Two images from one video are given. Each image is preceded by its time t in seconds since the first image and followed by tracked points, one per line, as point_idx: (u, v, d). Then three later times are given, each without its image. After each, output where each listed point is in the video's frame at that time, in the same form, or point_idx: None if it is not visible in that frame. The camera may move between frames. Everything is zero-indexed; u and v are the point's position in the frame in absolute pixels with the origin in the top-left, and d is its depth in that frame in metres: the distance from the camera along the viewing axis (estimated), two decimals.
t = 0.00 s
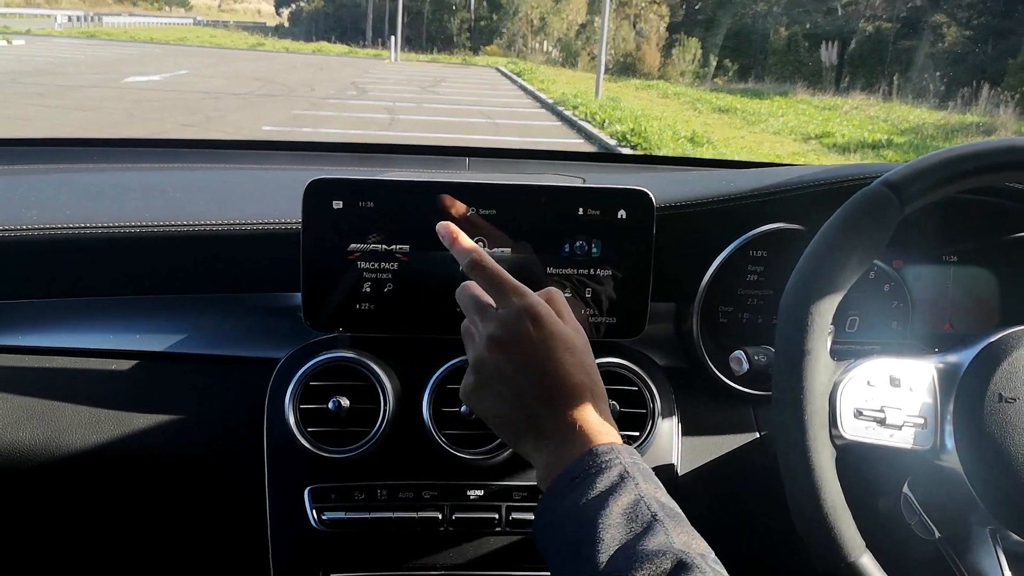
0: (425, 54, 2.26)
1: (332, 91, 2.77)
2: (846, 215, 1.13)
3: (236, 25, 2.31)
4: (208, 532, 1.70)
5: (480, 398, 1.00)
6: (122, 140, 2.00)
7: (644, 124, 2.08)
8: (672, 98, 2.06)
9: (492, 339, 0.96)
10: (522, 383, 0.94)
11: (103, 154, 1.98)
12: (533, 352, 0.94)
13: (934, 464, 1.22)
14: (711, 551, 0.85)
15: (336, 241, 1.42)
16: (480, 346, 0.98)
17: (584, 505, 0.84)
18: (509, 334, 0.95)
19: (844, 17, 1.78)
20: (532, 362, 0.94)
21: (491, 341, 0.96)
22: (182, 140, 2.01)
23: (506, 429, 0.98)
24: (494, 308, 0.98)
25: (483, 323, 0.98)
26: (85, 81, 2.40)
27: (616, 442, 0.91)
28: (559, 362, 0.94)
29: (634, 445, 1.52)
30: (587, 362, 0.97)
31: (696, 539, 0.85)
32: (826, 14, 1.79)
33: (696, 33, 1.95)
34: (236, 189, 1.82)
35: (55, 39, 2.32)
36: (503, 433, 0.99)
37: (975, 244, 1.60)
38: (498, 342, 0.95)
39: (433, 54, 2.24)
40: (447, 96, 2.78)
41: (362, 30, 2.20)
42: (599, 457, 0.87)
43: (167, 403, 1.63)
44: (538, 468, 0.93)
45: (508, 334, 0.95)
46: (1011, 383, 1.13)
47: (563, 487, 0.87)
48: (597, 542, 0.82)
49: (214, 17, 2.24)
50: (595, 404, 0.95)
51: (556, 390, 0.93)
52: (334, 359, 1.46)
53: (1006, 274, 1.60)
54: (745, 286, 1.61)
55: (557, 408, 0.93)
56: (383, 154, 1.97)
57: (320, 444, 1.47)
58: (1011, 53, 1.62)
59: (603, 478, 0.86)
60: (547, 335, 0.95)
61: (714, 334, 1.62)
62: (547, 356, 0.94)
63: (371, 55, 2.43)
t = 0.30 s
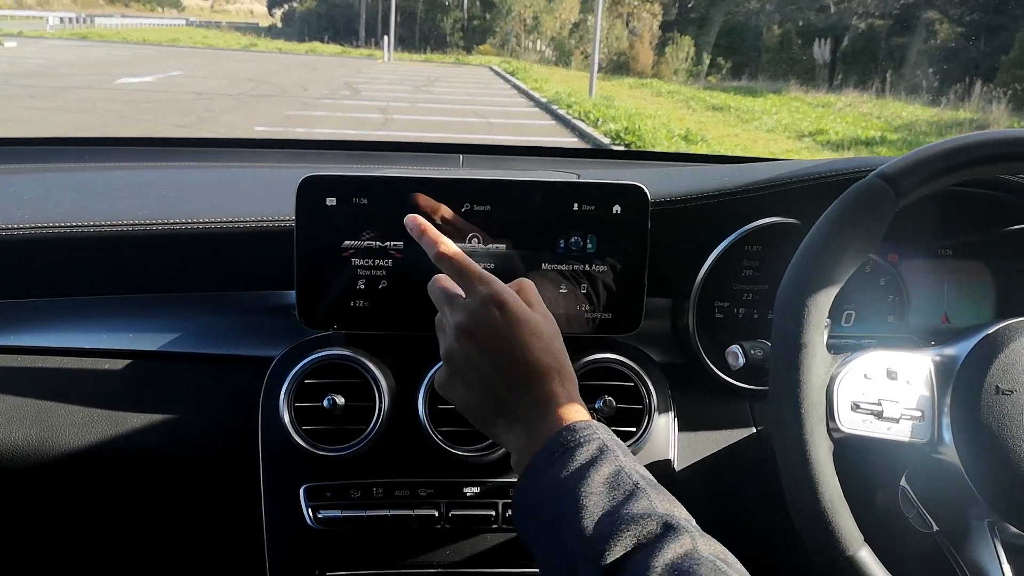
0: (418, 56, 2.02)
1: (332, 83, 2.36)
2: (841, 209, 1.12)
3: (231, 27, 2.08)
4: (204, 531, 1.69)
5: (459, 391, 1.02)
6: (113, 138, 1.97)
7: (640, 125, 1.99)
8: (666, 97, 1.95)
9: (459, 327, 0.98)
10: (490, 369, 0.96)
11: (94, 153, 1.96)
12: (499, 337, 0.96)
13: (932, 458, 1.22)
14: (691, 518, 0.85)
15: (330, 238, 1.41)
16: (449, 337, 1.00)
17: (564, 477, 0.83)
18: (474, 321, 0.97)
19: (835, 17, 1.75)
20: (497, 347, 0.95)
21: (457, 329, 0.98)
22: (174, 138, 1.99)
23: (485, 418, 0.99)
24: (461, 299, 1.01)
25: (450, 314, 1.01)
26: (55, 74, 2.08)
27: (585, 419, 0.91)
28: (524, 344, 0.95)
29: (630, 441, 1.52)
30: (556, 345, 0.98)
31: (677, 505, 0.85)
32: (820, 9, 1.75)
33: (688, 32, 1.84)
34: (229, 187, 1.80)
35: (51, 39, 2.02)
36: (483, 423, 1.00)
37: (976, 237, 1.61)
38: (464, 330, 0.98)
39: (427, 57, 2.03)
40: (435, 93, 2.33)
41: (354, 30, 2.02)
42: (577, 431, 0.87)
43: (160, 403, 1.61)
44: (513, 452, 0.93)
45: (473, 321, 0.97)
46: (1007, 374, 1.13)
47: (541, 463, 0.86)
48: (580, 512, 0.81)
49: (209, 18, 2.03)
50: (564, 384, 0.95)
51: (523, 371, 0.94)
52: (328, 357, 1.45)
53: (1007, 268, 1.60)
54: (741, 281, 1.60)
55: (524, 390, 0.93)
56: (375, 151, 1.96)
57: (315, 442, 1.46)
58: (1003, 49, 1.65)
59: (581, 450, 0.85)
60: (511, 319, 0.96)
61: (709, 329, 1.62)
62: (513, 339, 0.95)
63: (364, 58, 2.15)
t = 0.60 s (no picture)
0: (417, 57, 2.10)
1: (329, 84, 2.46)
2: (840, 202, 1.12)
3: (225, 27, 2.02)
4: (203, 529, 1.69)
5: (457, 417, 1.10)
6: (108, 136, 1.96)
7: (636, 122, 1.98)
8: (663, 96, 1.96)
9: (436, 361, 1.07)
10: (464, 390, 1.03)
11: (89, 150, 1.94)
12: (463, 357, 1.03)
13: (931, 452, 1.22)
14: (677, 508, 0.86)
15: (327, 235, 1.40)
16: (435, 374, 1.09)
17: (554, 466, 0.84)
18: (444, 350, 1.06)
19: (832, 15, 1.77)
20: (462, 366, 1.03)
21: (435, 365, 1.08)
22: (170, 135, 1.98)
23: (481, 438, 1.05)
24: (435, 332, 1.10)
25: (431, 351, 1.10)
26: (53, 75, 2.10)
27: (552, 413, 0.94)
28: (486, 358, 1.01)
29: (629, 438, 1.51)
30: (523, 351, 1.03)
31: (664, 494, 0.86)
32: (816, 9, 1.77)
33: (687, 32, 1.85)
34: (225, 184, 1.80)
35: (47, 38, 2.02)
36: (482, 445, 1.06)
37: (974, 231, 1.60)
38: (439, 362, 1.07)
39: (426, 56, 2.09)
40: (433, 93, 2.41)
41: (351, 30, 2.05)
42: (561, 421, 0.89)
43: (156, 401, 1.61)
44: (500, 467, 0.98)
45: (444, 351, 1.06)
46: (1007, 369, 1.13)
47: (530, 455, 0.87)
48: (572, 499, 0.81)
49: (205, 19, 1.93)
50: (535, 385, 0.99)
51: (488, 385, 1.00)
52: (325, 353, 1.44)
53: (1004, 262, 1.61)
54: (739, 277, 1.60)
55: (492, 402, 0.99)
56: (372, 149, 1.96)
57: (312, 439, 1.45)
58: (1000, 47, 1.61)
59: (569, 441, 0.86)
60: (469, 339, 1.03)
61: (706, 325, 1.62)
62: (475, 356, 1.02)
63: (361, 58, 2.19)
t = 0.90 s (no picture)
0: (416, 56, 1.95)
1: (328, 82, 2.15)
2: (841, 194, 1.11)
3: (226, 26, 1.95)
4: (202, 526, 1.68)
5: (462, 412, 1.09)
6: (105, 131, 1.95)
7: (636, 121, 1.95)
8: (661, 95, 1.90)
9: (442, 354, 1.06)
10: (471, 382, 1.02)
11: (86, 146, 1.93)
12: (469, 350, 1.02)
13: (932, 446, 1.21)
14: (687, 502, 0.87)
15: (325, 229, 1.39)
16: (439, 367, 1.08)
17: (565, 458, 0.83)
18: (450, 343, 1.05)
19: (831, 14, 1.74)
20: (469, 359, 1.02)
21: (441, 358, 1.06)
22: (168, 131, 1.97)
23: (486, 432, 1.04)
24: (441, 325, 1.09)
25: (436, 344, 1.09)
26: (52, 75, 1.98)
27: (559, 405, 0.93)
28: (492, 350, 1.00)
29: (630, 433, 1.50)
30: (530, 343, 1.02)
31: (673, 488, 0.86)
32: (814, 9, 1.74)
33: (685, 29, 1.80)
34: (223, 180, 1.79)
35: (45, 38, 1.92)
36: (488, 439, 1.05)
37: (971, 225, 1.60)
38: (446, 355, 1.06)
39: (422, 56, 1.96)
40: (433, 93, 2.18)
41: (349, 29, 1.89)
42: (570, 413, 0.88)
43: (154, 396, 1.60)
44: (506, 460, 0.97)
45: (450, 343, 1.05)
46: (1008, 361, 1.12)
47: (538, 446, 0.86)
48: (584, 492, 0.80)
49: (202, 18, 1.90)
50: (542, 378, 0.98)
51: (495, 377, 0.99)
52: (324, 348, 1.43)
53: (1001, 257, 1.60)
54: (739, 271, 1.59)
55: (499, 395, 0.98)
56: (369, 145, 1.94)
57: (311, 433, 1.45)
58: (998, 46, 1.65)
59: (579, 432, 0.85)
60: (475, 331, 1.02)
61: (706, 319, 1.61)
62: (482, 348, 1.01)
63: (360, 58, 2.01)
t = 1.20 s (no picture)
0: (415, 55, 1.93)
1: (328, 81, 2.13)
2: (840, 191, 1.11)
3: (225, 26, 1.97)
4: (202, 525, 1.67)
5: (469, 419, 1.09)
6: (104, 130, 1.95)
7: (636, 121, 1.94)
8: (660, 94, 1.88)
9: (449, 362, 1.08)
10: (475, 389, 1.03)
11: (85, 144, 1.93)
12: (474, 357, 1.03)
13: (934, 444, 1.20)
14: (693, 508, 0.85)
15: (324, 227, 1.39)
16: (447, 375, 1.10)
17: (564, 465, 0.83)
18: (456, 350, 1.06)
19: (830, 13, 1.74)
20: (473, 366, 1.03)
21: (448, 365, 1.08)
22: (166, 129, 1.96)
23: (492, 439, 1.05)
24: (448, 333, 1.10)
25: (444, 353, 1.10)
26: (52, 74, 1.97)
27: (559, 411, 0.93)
28: (495, 357, 1.01)
29: (630, 431, 1.50)
30: (533, 351, 1.02)
31: (675, 495, 0.85)
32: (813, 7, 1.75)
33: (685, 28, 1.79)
34: (222, 178, 1.78)
35: (44, 39, 1.92)
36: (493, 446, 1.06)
37: (970, 223, 1.59)
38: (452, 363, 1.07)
39: (422, 55, 1.93)
40: (432, 93, 2.15)
41: (348, 29, 1.87)
42: (570, 419, 0.88)
43: (152, 395, 1.59)
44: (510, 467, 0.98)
45: (456, 350, 1.06)
46: (1009, 359, 1.11)
47: (539, 454, 0.86)
48: (582, 499, 0.80)
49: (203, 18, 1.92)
50: (545, 384, 0.98)
51: (498, 384, 0.99)
52: (322, 347, 1.43)
53: (1000, 255, 1.60)
54: (739, 270, 1.59)
55: (501, 402, 0.98)
56: (368, 143, 1.93)
57: (310, 432, 1.44)
58: (997, 45, 1.66)
59: (579, 439, 0.85)
60: (479, 338, 1.03)
61: (706, 317, 1.60)
62: (485, 355, 1.02)
63: (360, 58, 1.98)
